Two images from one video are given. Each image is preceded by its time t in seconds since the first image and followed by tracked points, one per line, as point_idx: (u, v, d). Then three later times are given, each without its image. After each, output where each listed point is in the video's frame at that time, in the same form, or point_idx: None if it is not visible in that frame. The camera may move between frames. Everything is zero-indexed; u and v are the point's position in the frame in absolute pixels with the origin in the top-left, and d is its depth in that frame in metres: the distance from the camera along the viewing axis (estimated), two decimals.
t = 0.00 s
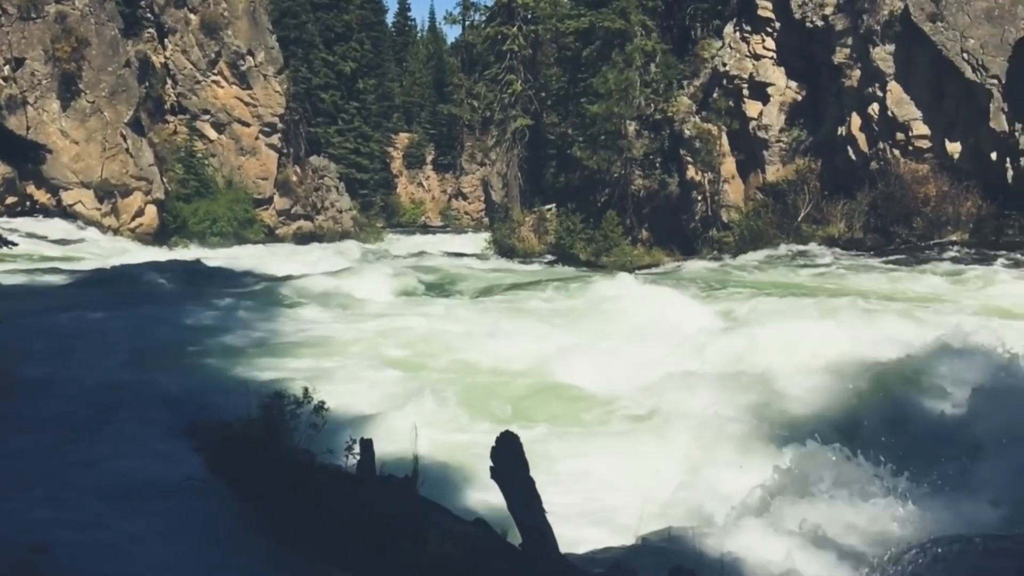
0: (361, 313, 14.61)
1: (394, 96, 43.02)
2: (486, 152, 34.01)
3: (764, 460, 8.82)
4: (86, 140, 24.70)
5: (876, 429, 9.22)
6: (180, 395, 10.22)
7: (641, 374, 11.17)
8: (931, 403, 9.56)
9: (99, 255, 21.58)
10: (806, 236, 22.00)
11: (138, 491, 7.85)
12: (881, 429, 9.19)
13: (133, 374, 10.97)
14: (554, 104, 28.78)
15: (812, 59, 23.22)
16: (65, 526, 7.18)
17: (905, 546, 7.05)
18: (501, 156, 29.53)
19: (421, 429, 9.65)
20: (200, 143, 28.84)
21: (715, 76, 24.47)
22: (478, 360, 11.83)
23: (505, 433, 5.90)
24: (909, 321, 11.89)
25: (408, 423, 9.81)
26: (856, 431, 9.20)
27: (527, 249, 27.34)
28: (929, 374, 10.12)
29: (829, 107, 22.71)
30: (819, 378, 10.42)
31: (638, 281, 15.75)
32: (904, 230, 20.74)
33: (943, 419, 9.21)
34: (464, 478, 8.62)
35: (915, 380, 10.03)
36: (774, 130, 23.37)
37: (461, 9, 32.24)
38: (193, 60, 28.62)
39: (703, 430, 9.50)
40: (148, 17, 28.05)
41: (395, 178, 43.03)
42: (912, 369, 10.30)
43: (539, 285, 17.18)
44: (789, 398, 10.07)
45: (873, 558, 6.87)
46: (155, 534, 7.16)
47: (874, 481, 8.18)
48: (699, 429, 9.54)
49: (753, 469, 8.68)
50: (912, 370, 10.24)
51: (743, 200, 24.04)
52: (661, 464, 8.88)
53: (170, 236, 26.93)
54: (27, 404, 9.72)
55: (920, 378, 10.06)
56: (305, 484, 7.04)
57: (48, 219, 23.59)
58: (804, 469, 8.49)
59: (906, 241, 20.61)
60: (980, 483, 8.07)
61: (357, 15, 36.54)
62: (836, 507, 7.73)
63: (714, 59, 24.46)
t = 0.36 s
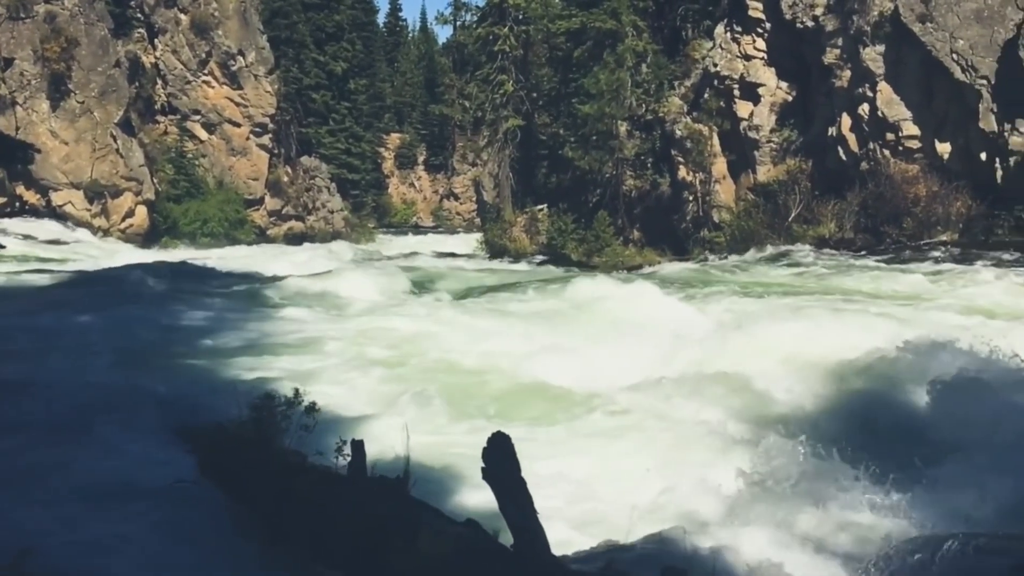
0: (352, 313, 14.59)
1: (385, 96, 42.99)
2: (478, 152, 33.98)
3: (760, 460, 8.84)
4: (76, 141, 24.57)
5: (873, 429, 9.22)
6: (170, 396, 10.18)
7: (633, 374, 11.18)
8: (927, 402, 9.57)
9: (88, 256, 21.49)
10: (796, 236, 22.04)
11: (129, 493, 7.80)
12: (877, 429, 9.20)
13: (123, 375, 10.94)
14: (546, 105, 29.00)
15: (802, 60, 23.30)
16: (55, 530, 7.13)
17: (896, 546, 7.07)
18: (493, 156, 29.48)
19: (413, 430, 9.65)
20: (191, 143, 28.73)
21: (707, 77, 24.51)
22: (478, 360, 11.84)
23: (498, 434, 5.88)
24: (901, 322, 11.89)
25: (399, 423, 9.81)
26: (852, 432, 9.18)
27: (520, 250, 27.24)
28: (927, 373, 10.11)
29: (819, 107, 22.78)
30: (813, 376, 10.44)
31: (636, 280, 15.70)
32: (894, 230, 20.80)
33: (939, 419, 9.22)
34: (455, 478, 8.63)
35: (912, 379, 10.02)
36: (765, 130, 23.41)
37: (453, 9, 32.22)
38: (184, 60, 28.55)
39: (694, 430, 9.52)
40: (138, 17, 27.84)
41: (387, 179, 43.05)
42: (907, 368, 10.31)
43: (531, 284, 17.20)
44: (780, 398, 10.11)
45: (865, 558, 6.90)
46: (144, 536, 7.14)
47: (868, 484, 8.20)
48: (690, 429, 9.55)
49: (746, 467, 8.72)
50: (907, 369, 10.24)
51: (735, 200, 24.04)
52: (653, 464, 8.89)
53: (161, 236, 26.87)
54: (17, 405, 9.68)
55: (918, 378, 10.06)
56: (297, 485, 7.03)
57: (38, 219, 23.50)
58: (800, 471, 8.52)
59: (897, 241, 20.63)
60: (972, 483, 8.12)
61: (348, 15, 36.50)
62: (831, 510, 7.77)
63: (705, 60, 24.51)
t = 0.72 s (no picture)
0: (343, 314, 14.55)
1: (376, 97, 42.96)
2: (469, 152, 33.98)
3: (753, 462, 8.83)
4: (65, 141, 24.44)
5: (864, 428, 9.24)
6: (160, 399, 10.10)
7: (625, 375, 11.16)
8: (917, 396, 9.57)
9: (77, 257, 21.37)
10: (787, 237, 22.05)
11: (117, 497, 7.73)
12: (868, 427, 9.21)
13: (113, 376, 10.89)
14: (536, 106, 29.00)
15: (793, 61, 23.39)
16: (41, 533, 7.05)
17: (890, 546, 7.06)
18: (484, 157, 29.41)
19: (404, 432, 9.61)
20: (182, 144, 28.67)
21: (698, 78, 24.59)
22: (470, 360, 11.81)
23: (488, 437, 5.87)
24: (892, 321, 11.92)
25: (390, 426, 9.77)
26: (843, 433, 9.19)
27: (512, 251, 27.26)
28: (917, 367, 10.11)
29: (810, 107, 22.85)
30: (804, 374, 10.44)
31: (631, 280, 15.59)
32: (885, 231, 20.80)
33: (928, 414, 9.22)
34: (446, 479, 8.61)
35: (903, 374, 10.01)
36: (756, 131, 23.45)
37: (444, 10, 32.22)
38: (174, 61, 28.47)
39: (686, 432, 9.49)
40: (129, 17, 27.94)
41: (379, 179, 43.00)
42: (898, 363, 10.30)
43: (522, 285, 17.20)
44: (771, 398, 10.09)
45: (859, 559, 6.89)
46: (127, 541, 7.07)
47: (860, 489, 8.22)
48: (683, 431, 9.54)
49: (738, 468, 8.71)
50: (898, 364, 10.24)
51: (726, 201, 24.07)
52: (645, 465, 8.87)
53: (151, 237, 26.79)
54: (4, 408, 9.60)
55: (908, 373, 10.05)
56: (289, 488, 6.99)
57: (27, 220, 23.44)
58: (792, 475, 8.53)
59: (886, 241, 20.62)
60: (962, 483, 8.14)
61: (339, 15, 36.46)
62: (823, 512, 7.77)
63: (697, 61, 24.65)
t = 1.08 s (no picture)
0: (337, 314, 14.51)
1: (369, 97, 42.91)
2: (462, 153, 33.97)
3: (745, 463, 8.85)
4: (57, 142, 24.37)
5: (857, 423, 9.24)
6: (153, 400, 10.06)
7: (619, 375, 11.16)
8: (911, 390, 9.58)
9: (69, 258, 21.27)
10: (780, 237, 22.08)
11: (110, 500, 7.70)
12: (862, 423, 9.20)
13: (106, 376, 10.86)
14: (530, 106, 28.99)
15: (786, 61, 23.48)
16: (33, 538, 7.01)
17: (884, 548, 7.07)
18: (477, 158, 29.36)
19: (398, 434, 9.59)
20: (174, 144, 28.57)
21: (691, 79, 24.59)
22: (463, 361, 11.77)
23: (482, 439, 5.85)
24: (887, 322, 11.93)
25: (386, 426, 9.77)
26: (837, 427, 9.19)
27: (506, 252, 27.28)
28: (911, 361, 10.10)
29: (802, 108, 22.91)
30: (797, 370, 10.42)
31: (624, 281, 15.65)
32: (877, 231, 20.84)
33: (923, 405, 9.20)
34: (440, 480, 8.61)
35: (897, 368, 9.99)
36: (749, 131, 23.50)
37: (437, 10, 32.18)
38: (166, 61, 28.39)
39: (682, 432, 9.49)
40: (120, 17, 27.88)
41: (372, 180, 43.05)
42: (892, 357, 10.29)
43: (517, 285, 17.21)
44: (767, 395, 10.09)
45: (852, 561, 6.90)
46: (113, 546, 7.01)
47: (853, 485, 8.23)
48: (680, 430, 9.54)
49: (732, 469, 8.73)
50: (894, 357, 10.20)
51: (719, 201, 24.12)
52: (640, 465, 8.89)
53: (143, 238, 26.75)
54: None
55: (903, 366, 10.04)
56: (280, 490, 6.96)
57: (16, 220, 23.29)
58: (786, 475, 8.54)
59: (879, 241, 20.64)
60: (955, 487, 8.16)
61: (333, 16, 36.41)
62: (817, 511, 7.78)
63: (689, 61, 24.63)
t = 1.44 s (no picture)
0: (333, 316, 14.50)
1: (365, 100, 42.89)
2: (459, 155, 33.94)
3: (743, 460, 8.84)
4: (52, 144, 24.36)
5: (857, 422, 9.30)
6: (150, 402, 10.04)
7: (616, 378, 11.16)
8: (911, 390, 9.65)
9: (64, 260, 21.22)
10: (776, 238, 22.06)
11: (106, 503, 7.68)
12: (858, 426, 9.23)
13: (100, 379, 10.84)
14: (526, 108, 28.95)
15: (782, 63, 23.55)
16: (29, 542, 7.00)
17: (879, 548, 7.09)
18: (474, 160, 29.37)
19: (394, 437, 9.58)
20: (169, 147, 28.59)
21: (686, 80, 24.75)
22: (460, 364, 11.72)
23: (479, 440, 5.88)
24: (885, 322, 11.91)
25: (382, 429, 9.76)
26: (836, 425, 9.24)
27: (501, 253, 27.39)
28: (907, 363, 10.14)
29: (798, 109, 22.95)
30: (795, 367, 10.42)
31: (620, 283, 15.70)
32: (872, 233, 20.85)
33: (922, 408, 9.27)
34: (436, 483, 8.61)
35: (892, 373, 10.04)
36: (744, 133, 23.56)
37: (433, 12, 32.16)
38: (162, 64, 28.37)
39: (679, 434, 9.51)
40: (116, 19, 27.78)
41: (368, 181, 43.08)
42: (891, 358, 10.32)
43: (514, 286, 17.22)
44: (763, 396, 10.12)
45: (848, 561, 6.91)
46: (98, 550, 6.97)
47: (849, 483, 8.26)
48: (677, 433, 9.56)
49: (730, 469, 8.71)
50: (890, 361, 10.24)
51: (715, 202, 24.17)
52: (637, 467, 8.91)
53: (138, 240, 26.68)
54: None
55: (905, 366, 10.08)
56: (276, 491, 6.95)
57: (11, 224, 23.62)
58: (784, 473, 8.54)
59: (874, 242, 20.62)
60: (951, 490, 8.18)
61: (329, 18, 36.42)
62: (814, 512, 7.79)
63: (685, 63, 24.74)
